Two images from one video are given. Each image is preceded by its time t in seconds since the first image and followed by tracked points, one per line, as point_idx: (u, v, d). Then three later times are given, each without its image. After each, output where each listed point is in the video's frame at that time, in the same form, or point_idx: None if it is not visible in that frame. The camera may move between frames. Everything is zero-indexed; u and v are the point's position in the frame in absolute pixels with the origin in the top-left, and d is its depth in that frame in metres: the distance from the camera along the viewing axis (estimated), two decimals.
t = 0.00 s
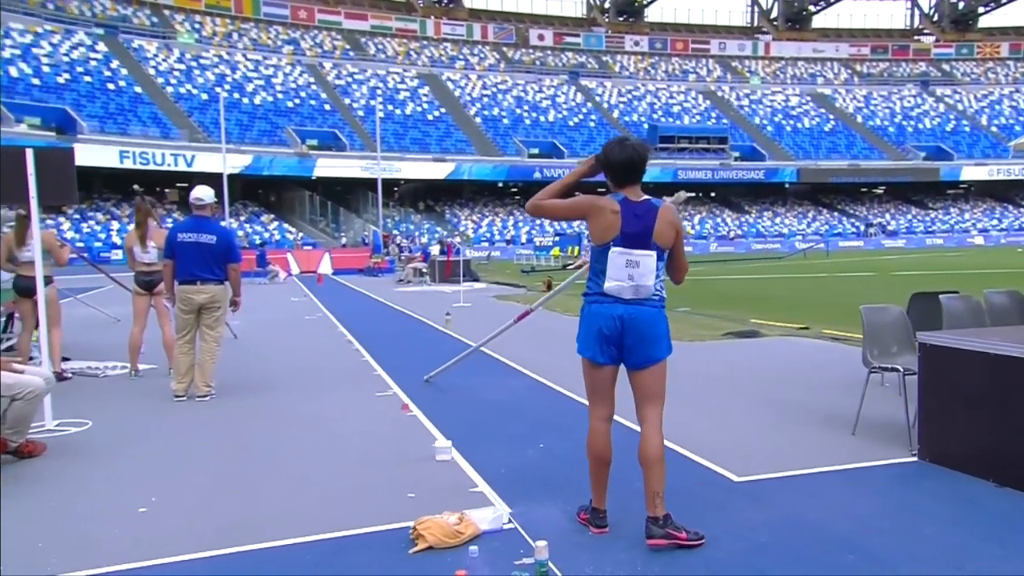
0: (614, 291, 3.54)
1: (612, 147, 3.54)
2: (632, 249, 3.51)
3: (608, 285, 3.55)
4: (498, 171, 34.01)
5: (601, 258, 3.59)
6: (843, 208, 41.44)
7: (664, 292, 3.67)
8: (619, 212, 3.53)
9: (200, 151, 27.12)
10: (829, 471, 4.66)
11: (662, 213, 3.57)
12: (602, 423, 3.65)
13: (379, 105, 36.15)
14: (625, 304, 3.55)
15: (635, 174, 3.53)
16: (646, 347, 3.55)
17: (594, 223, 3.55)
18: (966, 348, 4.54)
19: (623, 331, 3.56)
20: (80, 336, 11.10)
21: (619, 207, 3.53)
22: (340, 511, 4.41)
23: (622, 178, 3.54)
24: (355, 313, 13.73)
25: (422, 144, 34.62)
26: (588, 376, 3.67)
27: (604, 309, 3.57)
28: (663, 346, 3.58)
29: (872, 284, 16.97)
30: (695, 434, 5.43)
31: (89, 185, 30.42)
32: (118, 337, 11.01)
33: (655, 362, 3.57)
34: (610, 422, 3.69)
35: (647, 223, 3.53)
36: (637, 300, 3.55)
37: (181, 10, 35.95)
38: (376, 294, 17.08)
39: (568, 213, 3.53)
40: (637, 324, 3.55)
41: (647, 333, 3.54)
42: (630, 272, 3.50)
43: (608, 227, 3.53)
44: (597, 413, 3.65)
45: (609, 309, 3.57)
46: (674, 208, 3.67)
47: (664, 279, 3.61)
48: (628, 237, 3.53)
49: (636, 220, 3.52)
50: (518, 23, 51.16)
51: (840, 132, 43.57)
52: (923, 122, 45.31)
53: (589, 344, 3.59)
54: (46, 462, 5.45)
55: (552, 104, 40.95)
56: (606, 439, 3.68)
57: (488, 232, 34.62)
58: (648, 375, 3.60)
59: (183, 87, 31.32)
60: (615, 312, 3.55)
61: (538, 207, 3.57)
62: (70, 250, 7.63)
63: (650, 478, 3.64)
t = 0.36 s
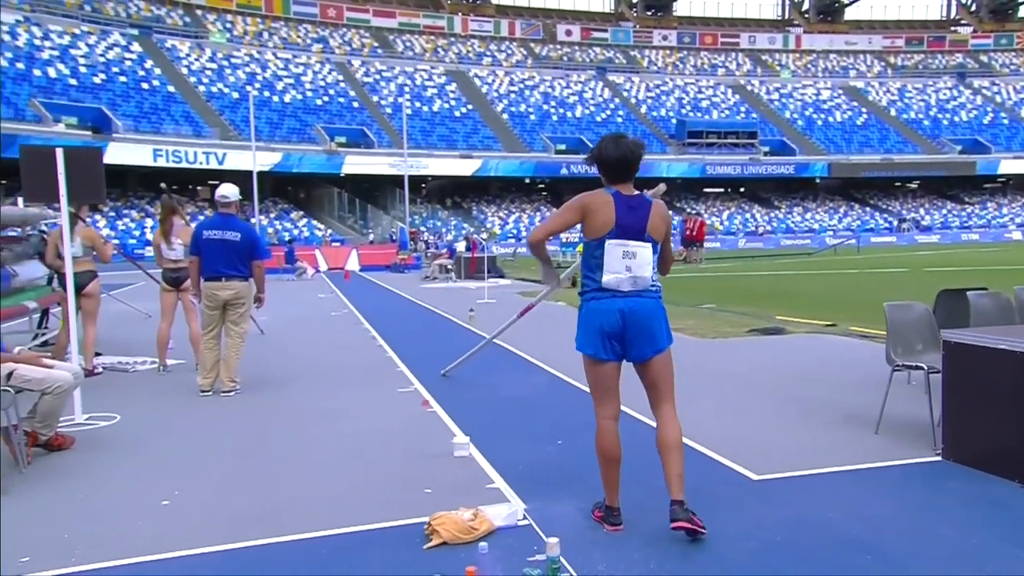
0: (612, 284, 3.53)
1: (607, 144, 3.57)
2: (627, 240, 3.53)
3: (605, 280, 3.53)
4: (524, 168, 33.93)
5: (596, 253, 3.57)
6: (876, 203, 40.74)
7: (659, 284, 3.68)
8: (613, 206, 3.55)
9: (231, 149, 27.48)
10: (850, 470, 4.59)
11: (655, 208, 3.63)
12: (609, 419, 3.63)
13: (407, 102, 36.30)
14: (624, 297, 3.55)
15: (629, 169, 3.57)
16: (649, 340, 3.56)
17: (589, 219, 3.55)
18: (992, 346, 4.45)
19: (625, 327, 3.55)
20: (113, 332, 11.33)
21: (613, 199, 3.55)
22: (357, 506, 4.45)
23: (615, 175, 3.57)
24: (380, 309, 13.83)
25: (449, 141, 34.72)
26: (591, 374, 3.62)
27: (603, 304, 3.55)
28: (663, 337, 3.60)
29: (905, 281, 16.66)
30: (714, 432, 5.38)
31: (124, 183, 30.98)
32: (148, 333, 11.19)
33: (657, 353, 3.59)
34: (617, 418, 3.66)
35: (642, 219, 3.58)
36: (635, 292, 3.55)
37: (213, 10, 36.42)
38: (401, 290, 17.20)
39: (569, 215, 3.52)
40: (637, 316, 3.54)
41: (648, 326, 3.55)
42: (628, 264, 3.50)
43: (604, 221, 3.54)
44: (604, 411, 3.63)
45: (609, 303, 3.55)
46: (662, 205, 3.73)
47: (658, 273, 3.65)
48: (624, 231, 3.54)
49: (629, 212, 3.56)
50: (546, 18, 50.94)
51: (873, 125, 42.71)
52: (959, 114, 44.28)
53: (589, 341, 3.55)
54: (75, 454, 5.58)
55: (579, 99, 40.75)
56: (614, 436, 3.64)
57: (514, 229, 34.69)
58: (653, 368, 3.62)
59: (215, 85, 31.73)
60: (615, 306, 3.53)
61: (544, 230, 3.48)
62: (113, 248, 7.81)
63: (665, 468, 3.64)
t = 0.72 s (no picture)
0: (638, 282, 3.49)
1: (628, 137, 3.50)
2: (653, 237, 3.51)
3: (633, 278, 3.49)
4: (548, 164, 33.73)
5: (621, 251, 3.53)
6: (906, 196, 40.04)
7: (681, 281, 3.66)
8: (638, 201, 3.51)
9: (258, 147, 27.71)
10: (873, 468, 4.52)
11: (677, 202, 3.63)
12: (631, 420, 3.59)
13: (431, 100, 36.37)
14: (651, 295, 3.51)
15: (650, 162, 3.53)
16: (674, 337, 3.54)
17: (615, 217, 3.50)
18: (1019, 343, 4.35)
19: (652, 326, 3.51)
20: (141, 329, 11.52)
21: (637, 195, 3.51)
22: (375, 502, 4.47)
23: (637, 173, 3.54)
24: (403, 306, 13.90)
25: (472, 137, 34.73)
26: (614, 374, 3.58)
27: (630, 302, 3.50)
28: (687, 335, 3.57)
29: (935, 276, 16.37)
30: (734, 429, 5.33)
31: (154, 182, 31.42)
32: (174, 330, 11.35)
33: (681, 352, 3.55)
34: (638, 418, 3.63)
35: (666, 215, 3.56)
36: (660, 290, 3.52)
37: (240, 10, 36.74)
38: (424, 287, 17.25)
39: (598, 216, 3.46)
40: (664, 314, 3.51)
41: (675, 323, 3.53)
42: (654, 261, 3.47)
43: (629, 219, 3.50)
44: (626, 411, 3.59)
45: (635, 302, 3.50)
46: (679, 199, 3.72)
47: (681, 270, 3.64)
48: (649, 229, 3.51)
49: (654, 208, 3.53)
50: (570, 13, 50.67)
51: (904, 118, 41.80)
52: (994, 104, 43.18)
53: (616, 340, 3.50)
54: (101, 449, 5.67)
55: (603, 95, 40.53)
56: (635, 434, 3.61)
57: (538, 225, 34.67)
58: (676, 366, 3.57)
59: (242, 85, 32.01)
60: (641, 304, 3.49)
61: (582, 236, 3.39)
62: (146, 246, 7.93)
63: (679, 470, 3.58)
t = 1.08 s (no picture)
0: (669, 287, 3.39)
1: (663, 133, 3.43)
2: (688, 241, 3.38)
3: (663, 284, 3.39)
4: (565, 160, 33.48)
5: (653, 255, 3.43)
6: (929, 190, 39.45)
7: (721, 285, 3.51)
8: (672, 202, 3.39)
9: (276, 145, 27.81)
10: (890, 467, 4.45)
11: (718, 202, 3.47)
12: (649, 423, 3.59)
13: (448, 96, 36.38)
14: (683, 301, 3.40)
15: (685, 160, 3.42)
16: (706, 344, 3.39)
17: (649, 219, 3.40)
18: None
19: (682, 331, 3.40)
20: (161, 326, 11.62)
21: (673, 194, 3.39)
22: (387, 499, 4.47)
23: (673, 172, 3.44)
24: (419, 302, 13.93)
25: (489, 134, 34.71)
26: (640, 378, 3.55)
27: (659, 308, 3.42)
28: (723, 342, 3.42)
29: (957, 271, 16.15)
30: (749, 427, 5.28)
31: (174, 180, 31.68)
32: (192, 328, 11.44)
33: (714, 359, 3.41)
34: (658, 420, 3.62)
35: (703, 216, 3.42)
36: (695, 296, 3.40)
37: (259, 9, 36.96)
38: (441, 284, 17.27)
39: (631, 221, 3.38)
40: (695, 321, 3.39)
41: (706, 329, 3.39)
42: (687, 267, 3.36)
43: (663, 221, 3.39)
44: (645, 413, 3.58)
45: (665, 307, 3.41)
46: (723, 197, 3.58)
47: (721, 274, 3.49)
48: (685, 232, 3.39)
49: (690, 210, 3.40)
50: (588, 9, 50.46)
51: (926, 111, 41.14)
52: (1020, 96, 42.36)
53: (642, 344, 3.47)
54: (118, 445, 5.71)
55: (621, 90, 40.31)
56: (653, 436, 3.61)
57: (555, 221, 34.63)
58: (704, 373, 3.40)
59: (261, 83, 32.20)
60: (671, 310, 3.40)
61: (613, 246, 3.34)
62: (164, 245, 7.98)
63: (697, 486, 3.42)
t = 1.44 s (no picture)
0: (681, 286, 3.36)
1: (678, 131, 3.39)
2: (701, 240, 3.34)
3: (676, 283, 3.36)
4: (575, 156, 33.22)
5: (666, 252, 3.39)
6: (942, 185, 39.11)
7: (733, 284, 3.47)
8: (687, 199, 3.34)
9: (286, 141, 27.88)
10: (900, 464, 4.41)
11: (734, 200, 3.42)
12: (656, 423, 3.57)
13: (457, 92, 36.37)
14: (696, 300, 3.38)
15: (701, 158, 3.39)
16: (720, 343, 3.36)
17: (665, 216, 3.35)
18: None
19: (695, 330, 3.37)
20: (171, 322, 11.68)
21: (688, 192, 3.34)
22: (394, 495, 4.47)
23: (687, 171, 3.41)
24: (428, 298, 13.94)
25: (499, 130, 34.68)
26: (651, 377, 3.52)
27: (671, 307, 3.39)
28: (735, 340, 3.39)
29: (970, 266, 16.00)
30: (757, 423, 5.24)
31: (185, 177, 31.80)
32: (202, 323, 11.49)
33: (726, 358, 3.38)
34: (664, 418, 3.60)
35: (718, 214, 3.37)
36: (708, 294, 3.38)
37: (269, 5, 37.01)
38: (450, 280, 17.29)
39: (647, 219, 3.33)
40: (707, 319, 3.36)
41: (718, 327, 3.36)
42: (699, 266, 3.32)
43: (677, 218, 3.35)
44: (652, 413, 3.56)
45: (677, 306, 3.39)
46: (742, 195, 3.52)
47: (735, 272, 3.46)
48: (698, 230, 3.35)
49: (705, 209, 3.35)
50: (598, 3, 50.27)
51: (939, 105, 40.75)
52: None
53: (653, 344, 3.45)
54: (128, 440, 5.73)
55: (631, 85, 40.16)
56: (660, 436, 3.59)
57: (565, 217, 34.60)
58: (716, 372, 3.37)
59: (271, 80, 32.28)
60: (684, 309, 3.37)
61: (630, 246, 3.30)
62: (169, 241, 8.00)
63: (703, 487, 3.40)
